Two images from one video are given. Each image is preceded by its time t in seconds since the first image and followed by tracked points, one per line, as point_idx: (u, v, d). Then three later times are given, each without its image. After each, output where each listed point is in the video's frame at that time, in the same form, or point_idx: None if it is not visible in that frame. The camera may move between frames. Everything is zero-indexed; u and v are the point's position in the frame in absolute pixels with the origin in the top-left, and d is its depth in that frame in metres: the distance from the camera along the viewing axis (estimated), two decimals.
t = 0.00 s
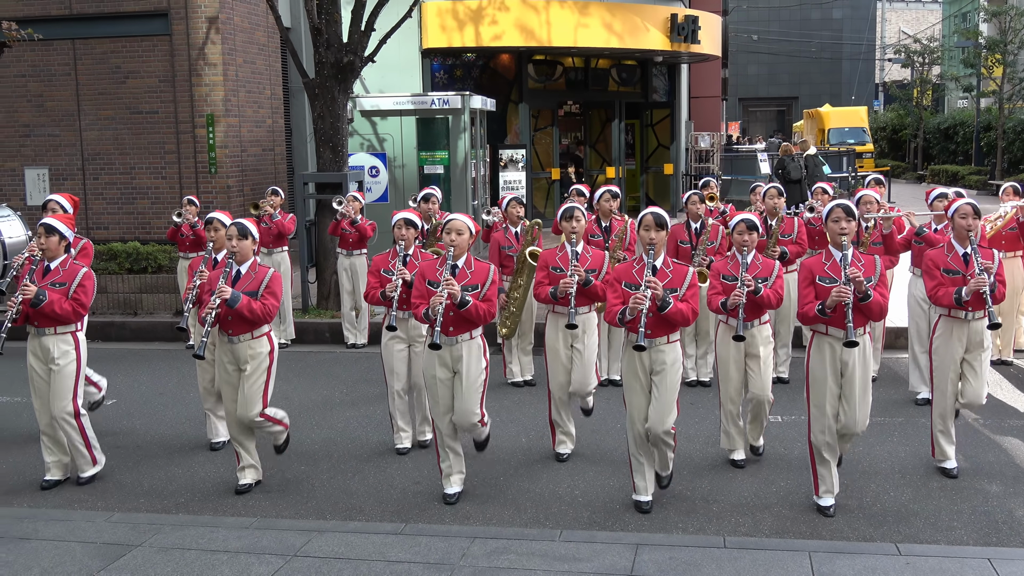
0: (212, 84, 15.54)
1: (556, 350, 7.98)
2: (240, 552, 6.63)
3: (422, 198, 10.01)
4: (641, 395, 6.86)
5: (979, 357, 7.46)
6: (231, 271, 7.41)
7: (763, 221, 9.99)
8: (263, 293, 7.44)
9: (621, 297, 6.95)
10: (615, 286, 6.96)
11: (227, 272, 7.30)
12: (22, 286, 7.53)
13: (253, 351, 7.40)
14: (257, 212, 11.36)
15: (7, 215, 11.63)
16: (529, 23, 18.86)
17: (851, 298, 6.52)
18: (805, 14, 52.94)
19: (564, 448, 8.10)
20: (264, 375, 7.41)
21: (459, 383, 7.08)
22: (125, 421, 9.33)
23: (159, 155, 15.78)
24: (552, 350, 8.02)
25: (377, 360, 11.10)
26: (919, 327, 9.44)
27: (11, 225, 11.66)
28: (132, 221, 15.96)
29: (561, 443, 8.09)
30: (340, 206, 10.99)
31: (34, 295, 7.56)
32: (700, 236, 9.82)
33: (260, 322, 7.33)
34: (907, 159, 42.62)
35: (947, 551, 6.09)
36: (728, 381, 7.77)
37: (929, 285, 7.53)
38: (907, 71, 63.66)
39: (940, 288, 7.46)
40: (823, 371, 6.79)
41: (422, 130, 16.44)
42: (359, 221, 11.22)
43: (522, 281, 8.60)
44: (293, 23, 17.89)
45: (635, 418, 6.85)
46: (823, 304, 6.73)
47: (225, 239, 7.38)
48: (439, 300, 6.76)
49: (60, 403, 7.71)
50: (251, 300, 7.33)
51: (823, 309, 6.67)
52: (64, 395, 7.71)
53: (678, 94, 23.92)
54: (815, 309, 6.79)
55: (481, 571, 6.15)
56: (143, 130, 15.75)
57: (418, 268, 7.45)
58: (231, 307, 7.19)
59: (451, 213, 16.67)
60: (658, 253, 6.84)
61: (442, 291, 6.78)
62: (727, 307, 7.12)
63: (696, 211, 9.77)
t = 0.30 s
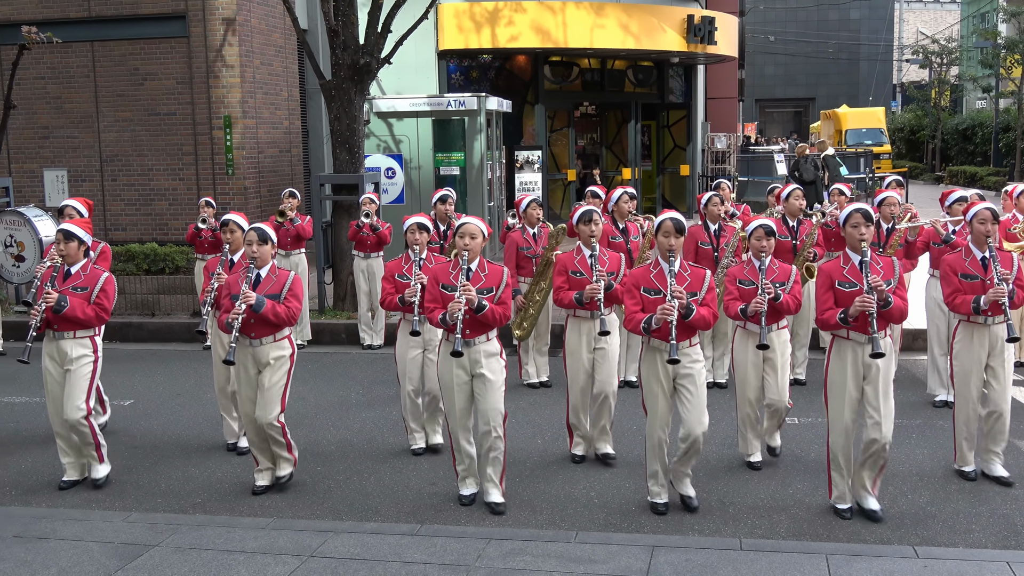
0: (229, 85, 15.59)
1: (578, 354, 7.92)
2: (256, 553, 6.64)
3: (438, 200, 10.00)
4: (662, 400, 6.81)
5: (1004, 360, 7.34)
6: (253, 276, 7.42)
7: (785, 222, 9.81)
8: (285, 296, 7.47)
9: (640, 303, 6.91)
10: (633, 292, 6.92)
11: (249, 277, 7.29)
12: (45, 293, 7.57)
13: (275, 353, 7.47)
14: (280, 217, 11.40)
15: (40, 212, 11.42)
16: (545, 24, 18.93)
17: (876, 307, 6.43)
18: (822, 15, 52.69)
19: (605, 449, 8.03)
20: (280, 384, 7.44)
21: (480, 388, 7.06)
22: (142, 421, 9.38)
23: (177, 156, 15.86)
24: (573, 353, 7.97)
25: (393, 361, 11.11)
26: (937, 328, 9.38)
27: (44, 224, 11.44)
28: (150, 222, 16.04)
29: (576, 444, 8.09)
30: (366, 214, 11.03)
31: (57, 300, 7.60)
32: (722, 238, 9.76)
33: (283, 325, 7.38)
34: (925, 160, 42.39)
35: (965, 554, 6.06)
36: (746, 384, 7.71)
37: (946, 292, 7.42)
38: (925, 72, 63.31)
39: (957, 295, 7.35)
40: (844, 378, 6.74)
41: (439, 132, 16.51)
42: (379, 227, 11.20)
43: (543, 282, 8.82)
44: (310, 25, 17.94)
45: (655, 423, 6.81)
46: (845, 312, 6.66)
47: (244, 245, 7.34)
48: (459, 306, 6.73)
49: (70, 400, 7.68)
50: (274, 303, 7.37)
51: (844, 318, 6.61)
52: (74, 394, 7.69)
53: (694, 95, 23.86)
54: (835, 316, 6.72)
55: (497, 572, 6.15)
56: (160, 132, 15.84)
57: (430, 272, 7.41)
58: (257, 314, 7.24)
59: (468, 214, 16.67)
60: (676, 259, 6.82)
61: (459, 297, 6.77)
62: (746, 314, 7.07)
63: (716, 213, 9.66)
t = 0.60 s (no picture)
0: (246, 87, 15.63)
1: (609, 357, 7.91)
2: (273, 552, 6.66)
3: (454, 202, 10.01)
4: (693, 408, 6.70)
5: None
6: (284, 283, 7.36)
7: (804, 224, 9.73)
8: (317, 302, 7.47)
9: (676, 317, 6.69)
10: (670, 306, 6.67)
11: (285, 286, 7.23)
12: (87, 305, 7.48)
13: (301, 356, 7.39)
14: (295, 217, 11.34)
15: (62, 214, 11.50)
16: (562, 25, 18.92)
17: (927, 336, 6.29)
18: (839, 15, 52.43)
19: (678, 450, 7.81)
20: (311, 379, 7.39)
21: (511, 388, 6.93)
22: (160, 421, 9.42)
23: (194, 158, 15.92)
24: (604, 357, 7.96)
25: (410, 362, 11.12)
26: (957, 330, 9.27)
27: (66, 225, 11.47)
28: (168, 223, 16.11)
29: (593, 446, 8.08)
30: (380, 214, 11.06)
31: (98, 310, 7.53)
32: (738, 239, 9.74)
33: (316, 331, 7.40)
34: (943, 161, 42.13)
35: (984, 557, 6.02)
36: (768, 387, 7.60)
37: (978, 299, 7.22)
38: (943, 72, 62.91)
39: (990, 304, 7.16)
40: (875, 384, 6.63)
41: (455, 133, 16.53)
42: (395, 228, 11.28)
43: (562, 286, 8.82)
44: (326, 26, 17.99)
45: (683, 432, 6.72)
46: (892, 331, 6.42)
47: (274, 252, 7.24)
48: (489, 319, 6.67)
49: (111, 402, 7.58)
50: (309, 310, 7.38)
51: (889, 337, 6.39)
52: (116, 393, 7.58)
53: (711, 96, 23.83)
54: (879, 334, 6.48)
55: (513, 573, 6.15)
56: (177, 133, 15.92)
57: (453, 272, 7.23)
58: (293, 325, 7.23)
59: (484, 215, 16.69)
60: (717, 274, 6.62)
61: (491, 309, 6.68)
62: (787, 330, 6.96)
63: (732, 213, 9.66)
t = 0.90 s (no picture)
0: (266, 87, 15.69)
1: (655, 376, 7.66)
2: (292, 551, 6.69)
3: (473, 202, 10.05)
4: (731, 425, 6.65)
5: None
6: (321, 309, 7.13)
7: (822, 225, 9.75)
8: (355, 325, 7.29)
9: (731, 342, 6.53)
10: (727, 331, 6.50)
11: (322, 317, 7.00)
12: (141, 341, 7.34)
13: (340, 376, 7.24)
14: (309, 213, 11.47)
15: (77, 212, 11.48)
16: (581, 26, 18.90)
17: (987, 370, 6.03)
18: (859, 15, 51.97)
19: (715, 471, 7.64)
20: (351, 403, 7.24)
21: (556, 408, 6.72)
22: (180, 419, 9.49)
23: (214, 158, 15.99)
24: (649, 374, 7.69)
25: (429, 363, 11.12)
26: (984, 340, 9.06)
27: (82, 224, 11.42)
28: (187, 223, 16.19)
29: (613, 447, 8.10)
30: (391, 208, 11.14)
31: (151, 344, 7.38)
32: (755, 240, 9.66)
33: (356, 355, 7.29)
34: (964, 162, 41.84)
35: (1006, 562, 5.96)
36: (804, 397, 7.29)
37: None
38: (964, 73, 62.36)
39: None
40: (930, 408, 6.38)
41: (473, 134, 16.54)
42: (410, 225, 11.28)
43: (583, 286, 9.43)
44: (346, 26, 18.01)
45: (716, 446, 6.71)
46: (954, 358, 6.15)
47: (316, 286, 7.00)
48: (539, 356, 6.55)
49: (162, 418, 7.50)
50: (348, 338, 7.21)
51: (950, 364, 6.10)
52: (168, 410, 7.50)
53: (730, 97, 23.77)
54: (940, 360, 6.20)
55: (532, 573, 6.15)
56: (198, 133, 15.99)
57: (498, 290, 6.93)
58: (330, 356, 7.10)
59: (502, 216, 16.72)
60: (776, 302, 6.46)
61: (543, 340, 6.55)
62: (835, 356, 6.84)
63: (749, 215, 9.70)
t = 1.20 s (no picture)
0: (288, 87, 15.78)
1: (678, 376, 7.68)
2: (313, 549, 6.73)
3: (494, 202, 10.10)
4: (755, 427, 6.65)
5: None
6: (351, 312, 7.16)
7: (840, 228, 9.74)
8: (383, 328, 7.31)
9: (755, 338, 6.51)
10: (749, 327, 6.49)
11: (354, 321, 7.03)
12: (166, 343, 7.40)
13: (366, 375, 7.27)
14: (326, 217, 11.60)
15: (88, 211, 11.63)
16: (603, 25, 18.89)
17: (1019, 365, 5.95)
18: (882, 16, 51.19)
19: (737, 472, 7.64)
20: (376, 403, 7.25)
21: (583, 408, 6.71)
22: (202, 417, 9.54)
23: (236, 157, 16.11)
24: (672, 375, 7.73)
25: (449, 363, 11.14)
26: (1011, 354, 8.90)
27: (91, 223, 11.59)
28: (209, 222, 16.30)
29: (635, 447, 8.10)
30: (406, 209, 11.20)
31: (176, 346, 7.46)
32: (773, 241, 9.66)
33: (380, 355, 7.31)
34: (988, 165, 41.46)
35: None
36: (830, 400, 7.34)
37: None
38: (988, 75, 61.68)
39: None
40: (956, 407, 6.34)
41: (495, 134, 16.61)
42: (427, 227, 11.31)
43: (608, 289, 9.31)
44: (368, 27, 18.03)
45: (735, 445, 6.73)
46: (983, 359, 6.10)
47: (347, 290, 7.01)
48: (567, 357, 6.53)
49: (185, 416, 7.53)
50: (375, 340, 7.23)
51: (982, 365, 6.05)
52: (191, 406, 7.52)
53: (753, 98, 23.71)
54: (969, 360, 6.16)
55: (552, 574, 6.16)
56: (221, 133, 16.09)
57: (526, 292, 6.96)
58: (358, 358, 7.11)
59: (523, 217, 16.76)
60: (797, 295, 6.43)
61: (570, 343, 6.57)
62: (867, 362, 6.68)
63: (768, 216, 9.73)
